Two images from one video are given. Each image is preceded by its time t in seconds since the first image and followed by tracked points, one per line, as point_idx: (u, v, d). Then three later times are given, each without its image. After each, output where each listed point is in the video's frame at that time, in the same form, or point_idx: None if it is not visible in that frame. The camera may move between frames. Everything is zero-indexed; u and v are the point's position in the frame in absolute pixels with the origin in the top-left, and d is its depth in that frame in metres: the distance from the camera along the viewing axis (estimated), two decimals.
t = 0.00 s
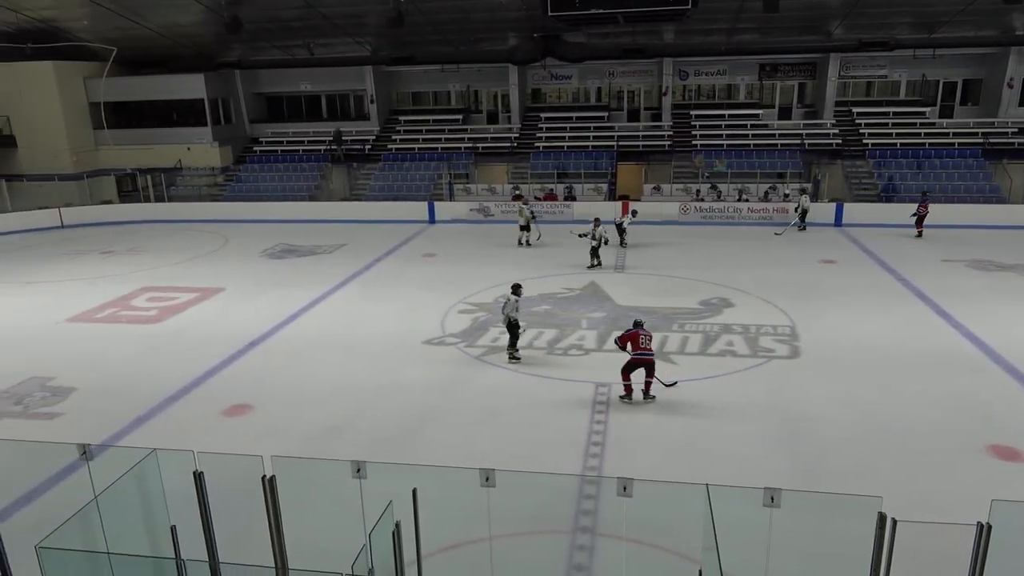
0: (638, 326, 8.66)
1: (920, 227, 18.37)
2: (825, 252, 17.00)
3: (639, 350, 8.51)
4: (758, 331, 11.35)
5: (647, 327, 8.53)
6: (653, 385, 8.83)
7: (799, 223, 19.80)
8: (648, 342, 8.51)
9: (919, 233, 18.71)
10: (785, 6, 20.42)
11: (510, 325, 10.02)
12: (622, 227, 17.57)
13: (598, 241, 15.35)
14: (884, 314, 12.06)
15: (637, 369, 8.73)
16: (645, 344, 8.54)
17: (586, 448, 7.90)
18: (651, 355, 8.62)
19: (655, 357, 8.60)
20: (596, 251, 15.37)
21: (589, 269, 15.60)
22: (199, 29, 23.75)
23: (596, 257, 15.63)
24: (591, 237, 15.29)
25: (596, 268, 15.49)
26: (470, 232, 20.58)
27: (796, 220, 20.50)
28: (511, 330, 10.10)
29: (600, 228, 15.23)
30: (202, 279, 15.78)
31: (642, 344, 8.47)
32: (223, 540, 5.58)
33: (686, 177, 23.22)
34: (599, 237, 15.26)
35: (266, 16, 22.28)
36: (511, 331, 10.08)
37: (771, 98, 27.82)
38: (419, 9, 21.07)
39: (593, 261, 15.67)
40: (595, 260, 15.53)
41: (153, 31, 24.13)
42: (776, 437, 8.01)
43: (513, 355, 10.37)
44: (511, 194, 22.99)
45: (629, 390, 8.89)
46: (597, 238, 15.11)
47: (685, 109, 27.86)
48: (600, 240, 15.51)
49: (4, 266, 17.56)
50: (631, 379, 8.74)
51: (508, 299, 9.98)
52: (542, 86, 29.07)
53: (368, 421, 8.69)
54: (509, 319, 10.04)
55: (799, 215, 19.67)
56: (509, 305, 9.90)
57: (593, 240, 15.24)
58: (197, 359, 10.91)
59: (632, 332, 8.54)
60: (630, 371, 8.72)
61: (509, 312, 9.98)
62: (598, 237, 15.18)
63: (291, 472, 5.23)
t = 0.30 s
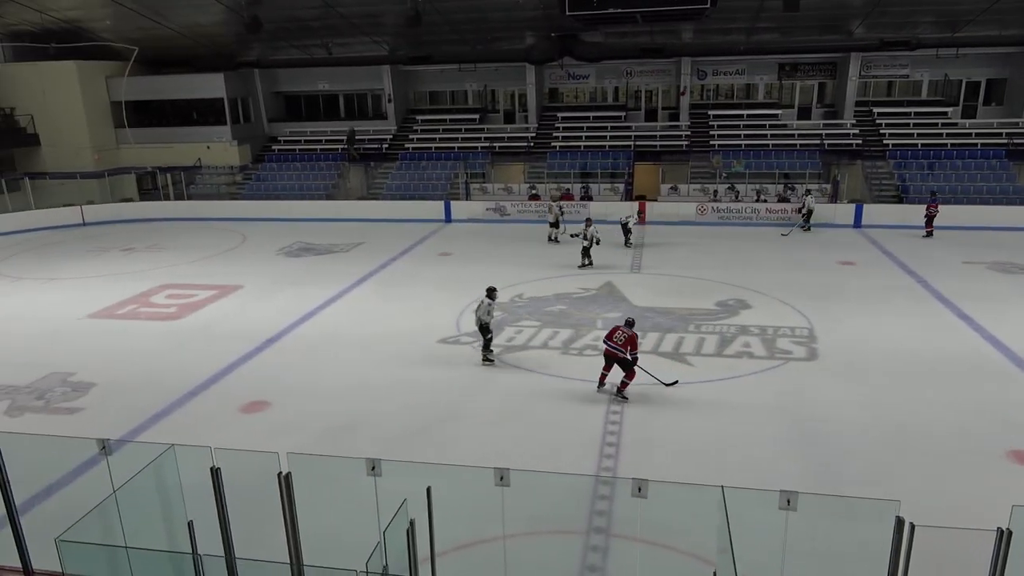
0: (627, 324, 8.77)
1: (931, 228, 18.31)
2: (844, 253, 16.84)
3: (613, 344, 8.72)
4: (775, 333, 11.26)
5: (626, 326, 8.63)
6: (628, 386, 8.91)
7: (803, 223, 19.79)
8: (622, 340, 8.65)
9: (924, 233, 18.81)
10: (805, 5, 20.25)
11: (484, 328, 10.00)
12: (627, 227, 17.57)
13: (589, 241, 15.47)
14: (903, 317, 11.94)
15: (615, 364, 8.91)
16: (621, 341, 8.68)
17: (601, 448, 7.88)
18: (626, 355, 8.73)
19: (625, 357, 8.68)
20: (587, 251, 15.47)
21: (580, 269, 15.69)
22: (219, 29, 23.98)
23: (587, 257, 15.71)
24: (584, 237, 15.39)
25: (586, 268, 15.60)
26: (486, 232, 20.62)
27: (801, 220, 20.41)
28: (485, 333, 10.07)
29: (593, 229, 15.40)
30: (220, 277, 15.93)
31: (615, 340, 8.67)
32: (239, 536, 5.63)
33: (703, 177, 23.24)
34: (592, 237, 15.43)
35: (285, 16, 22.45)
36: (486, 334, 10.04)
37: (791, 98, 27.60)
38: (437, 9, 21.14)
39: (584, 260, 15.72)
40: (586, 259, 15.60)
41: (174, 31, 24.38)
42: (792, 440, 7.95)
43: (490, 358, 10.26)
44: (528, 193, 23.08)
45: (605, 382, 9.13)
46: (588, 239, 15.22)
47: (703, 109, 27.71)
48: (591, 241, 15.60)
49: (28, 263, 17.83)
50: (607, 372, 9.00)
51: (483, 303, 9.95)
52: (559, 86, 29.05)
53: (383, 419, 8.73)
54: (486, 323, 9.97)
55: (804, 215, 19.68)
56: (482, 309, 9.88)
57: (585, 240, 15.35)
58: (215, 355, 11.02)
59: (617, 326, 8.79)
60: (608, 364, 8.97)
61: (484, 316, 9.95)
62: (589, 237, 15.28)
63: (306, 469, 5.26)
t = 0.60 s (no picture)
0: (615, 319, 8.98)
1: (928, 227, 18.56)
2: (855, 254, 16.76)
3: (596, 335, 9.02)
4: (785, 334, 11.22)
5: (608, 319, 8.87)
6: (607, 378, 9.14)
7: (800, 223, 19.87)
8: (604, 333, 8.91)
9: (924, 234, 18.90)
10: (816, 5, 20.18)
11: (450, 330, 10.02)
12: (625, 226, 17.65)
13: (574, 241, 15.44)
14: (914, 318, 11.88)
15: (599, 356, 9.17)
16: (602, 334, 8.94)
17: (609, 449, 7.87)
18: (607, 348, 8.96)
19: (602, 350, 8.94)
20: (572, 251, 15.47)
21: (563, 269, 15.70)
22: (230, 29, 24.11)
23: (571, 257, 15.73)
24: (566, 236, 15.43)
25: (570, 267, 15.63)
26: (494, 232, 20.66)
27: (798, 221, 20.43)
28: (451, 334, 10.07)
29: (577, 229, 15.24)
30: (230, 276, 16.01)
31: (597, 332, 8.95)
32: (247, 534, 5.66)
33: (713, 178, 23.04)
34: (575, 237, 15.28)
35: (296, 16, 22.53)
36: (451, 336, 10.06)
37: (801, 98, 27.50)
38: (447, 9, 21.20)
39: (568, 261, 15.73)
40: (569, 260, 15.61)
41: (185, 31, 24.53)
42: (801, 441, 7.92)
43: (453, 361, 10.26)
44: (538, 194, 23.14)
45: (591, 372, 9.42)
46: (573, 238, 15.24)
47: (713, 109, 27.65)
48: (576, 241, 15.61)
49: (40, 262, 17.97)
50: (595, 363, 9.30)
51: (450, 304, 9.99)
52: (569, 86, 29.07)
53: (390, 418, 8.76)
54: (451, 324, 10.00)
55: (801, 215, 19.77)
56: (449, 310, 9.90)
57: (569, 240, 15.34)
58: (226, 353, 11.10)
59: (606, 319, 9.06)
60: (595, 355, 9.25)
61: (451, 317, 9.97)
62: (574, 237, 15.27)
63: (313, 468, 5.27)
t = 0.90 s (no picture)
0: (603, 315, 9.01)
1: (923, 227, 18.66)
2: (862, 254, 16.69)
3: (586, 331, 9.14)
4: (791, 334, 11.19)
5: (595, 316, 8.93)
6: (595, 372, 9.29)
7: (796, 224, 19.94)
8: (591, 329, 9.01)
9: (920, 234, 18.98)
10: (823, 4, 20.10)
11: (412, 331, 10.02)
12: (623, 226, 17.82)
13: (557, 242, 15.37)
14: (921, 319, 11.84)
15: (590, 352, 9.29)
16: (591, 331, 9.06)
17: (615, 449, 7.86)
18: (596, 344, 9.07)
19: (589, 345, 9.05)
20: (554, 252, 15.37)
21: (546, 271, 15.57)
22: (237, 29, 24.18)
23: (553, 258, 15.61)
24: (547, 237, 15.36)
25: (554, 269, 15.50)
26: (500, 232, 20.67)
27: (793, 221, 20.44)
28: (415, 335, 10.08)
29: (559, 231, 15.19)
30: (237, 275, 16.08)
31: (586, 328, 9.07)
32: (253, 531, 5.67)
33: (719, 177, 23.79)
34: (558, 239, 15.27)
35: (303, 16, 22.59)
36: (414, 338, 10.05)
37: (809, 98, 27.40)
38: (453, 9, 21.21)
39: (551, 262, 15.62)
40: (552, 261, 15.50)
41: (193, 31, 24.62)
42: (808, 442, 7.89)
43: (416, 363, 10.26)
44: (544, 193, 23.16)
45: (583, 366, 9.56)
46: (552, 238, 15.16)
47: (720, 109, 27.58)
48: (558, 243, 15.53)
49: (49, 261, 18.09)
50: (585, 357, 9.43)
51: (415, 306, 9.99)
52: (575, 86, 29.06)
53: (396, 417, 8.78)
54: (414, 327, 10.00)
55: (797, 215, 19.82)
56: (413, 312, 9.89)
57: (552, 240, 15.27)
58: (234, 352, 11.16)
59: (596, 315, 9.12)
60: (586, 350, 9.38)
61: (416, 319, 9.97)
62: (556, 238, 15.19)
63: (319, 466, 5.28)
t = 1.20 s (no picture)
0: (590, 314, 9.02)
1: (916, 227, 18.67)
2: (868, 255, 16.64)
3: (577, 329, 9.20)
4: (796, 335, 11.17)
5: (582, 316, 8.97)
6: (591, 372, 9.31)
7: (792, 225, 19.93)
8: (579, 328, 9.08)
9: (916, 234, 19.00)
10: (829, 4, 20.06)
11: (376, 333, 9.99)
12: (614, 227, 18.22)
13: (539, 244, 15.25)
14: (927, 319, 11.82)
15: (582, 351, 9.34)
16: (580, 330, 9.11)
17: (620, 449, 7.87)
18: (585, 343, 9.12)
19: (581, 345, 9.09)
20: (537, 254, 15.26)
21: (528, 272, 15.41)
22: (243, 29, 24.25)
23: (535, 259, 15.46)
24: (528, 238, 15.21)
25: (536, 271, 15.38)
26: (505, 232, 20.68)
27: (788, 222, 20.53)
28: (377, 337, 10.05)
29: (541, 234, 15.05)
30: (242, 275, 16.10)
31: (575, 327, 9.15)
32: (258, 530, 5.68)
33: (726, 178, 22.83)
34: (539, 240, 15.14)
35: (308, 16, 22.63)
36: (377, 339, 10.02)
37: (814, 98, 27.34)
38: (459, 9, 21.24)
39: (532, 264, 15.48)
40: (535, 263, 15.34)
41: (200, 31, 24.68)
42: (813, 443, 7.88)
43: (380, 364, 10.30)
44: (549, 194, 23.17)
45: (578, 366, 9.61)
46: (535, 239, 15.04)
47: (726, 109, 27.54)
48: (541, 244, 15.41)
49: (56, 260, 18.18)
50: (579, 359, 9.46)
51: (378, 308, 10.01)
52: (580, 86, 29.06)
53: (401, 416, 8.79)
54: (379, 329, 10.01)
55: (792, 216, 19.74)
56: (375, 313, 9.90)
57: (534, 241, 15.14)
58: (240, 351, 11.19)
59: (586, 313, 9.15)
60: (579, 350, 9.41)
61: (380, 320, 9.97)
62: (538, 239, 15.09)
63: (324, 466, 5.29)
